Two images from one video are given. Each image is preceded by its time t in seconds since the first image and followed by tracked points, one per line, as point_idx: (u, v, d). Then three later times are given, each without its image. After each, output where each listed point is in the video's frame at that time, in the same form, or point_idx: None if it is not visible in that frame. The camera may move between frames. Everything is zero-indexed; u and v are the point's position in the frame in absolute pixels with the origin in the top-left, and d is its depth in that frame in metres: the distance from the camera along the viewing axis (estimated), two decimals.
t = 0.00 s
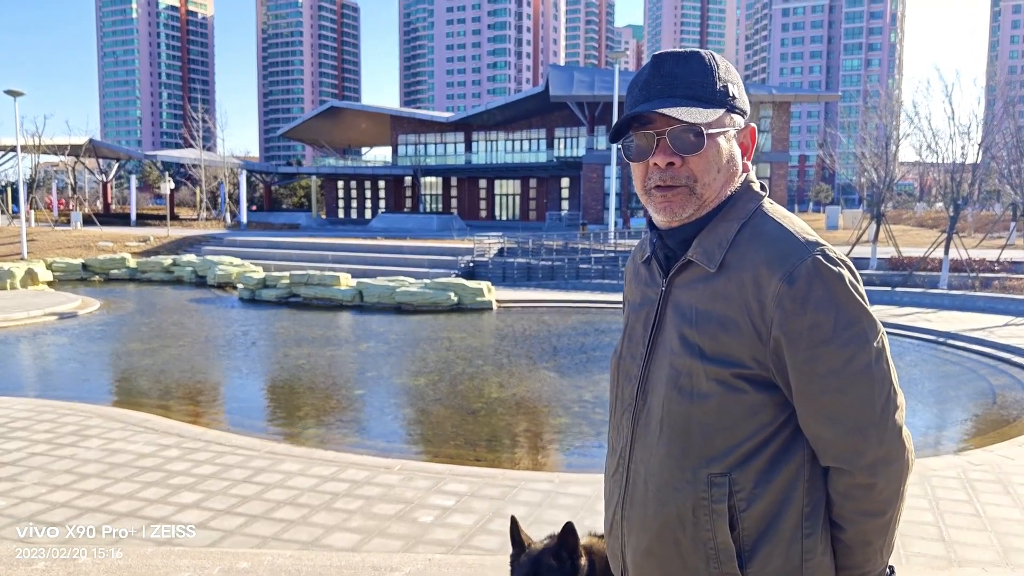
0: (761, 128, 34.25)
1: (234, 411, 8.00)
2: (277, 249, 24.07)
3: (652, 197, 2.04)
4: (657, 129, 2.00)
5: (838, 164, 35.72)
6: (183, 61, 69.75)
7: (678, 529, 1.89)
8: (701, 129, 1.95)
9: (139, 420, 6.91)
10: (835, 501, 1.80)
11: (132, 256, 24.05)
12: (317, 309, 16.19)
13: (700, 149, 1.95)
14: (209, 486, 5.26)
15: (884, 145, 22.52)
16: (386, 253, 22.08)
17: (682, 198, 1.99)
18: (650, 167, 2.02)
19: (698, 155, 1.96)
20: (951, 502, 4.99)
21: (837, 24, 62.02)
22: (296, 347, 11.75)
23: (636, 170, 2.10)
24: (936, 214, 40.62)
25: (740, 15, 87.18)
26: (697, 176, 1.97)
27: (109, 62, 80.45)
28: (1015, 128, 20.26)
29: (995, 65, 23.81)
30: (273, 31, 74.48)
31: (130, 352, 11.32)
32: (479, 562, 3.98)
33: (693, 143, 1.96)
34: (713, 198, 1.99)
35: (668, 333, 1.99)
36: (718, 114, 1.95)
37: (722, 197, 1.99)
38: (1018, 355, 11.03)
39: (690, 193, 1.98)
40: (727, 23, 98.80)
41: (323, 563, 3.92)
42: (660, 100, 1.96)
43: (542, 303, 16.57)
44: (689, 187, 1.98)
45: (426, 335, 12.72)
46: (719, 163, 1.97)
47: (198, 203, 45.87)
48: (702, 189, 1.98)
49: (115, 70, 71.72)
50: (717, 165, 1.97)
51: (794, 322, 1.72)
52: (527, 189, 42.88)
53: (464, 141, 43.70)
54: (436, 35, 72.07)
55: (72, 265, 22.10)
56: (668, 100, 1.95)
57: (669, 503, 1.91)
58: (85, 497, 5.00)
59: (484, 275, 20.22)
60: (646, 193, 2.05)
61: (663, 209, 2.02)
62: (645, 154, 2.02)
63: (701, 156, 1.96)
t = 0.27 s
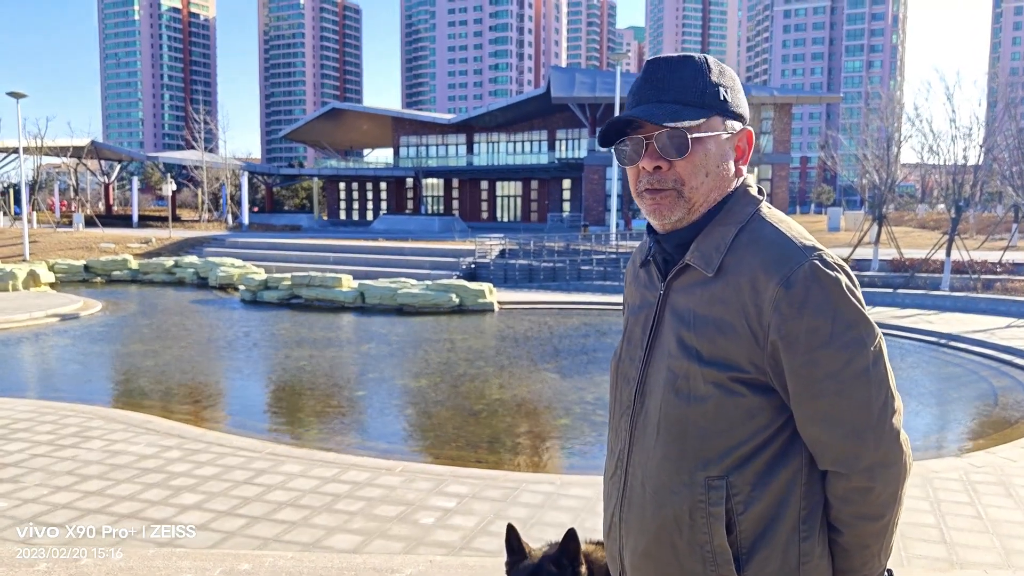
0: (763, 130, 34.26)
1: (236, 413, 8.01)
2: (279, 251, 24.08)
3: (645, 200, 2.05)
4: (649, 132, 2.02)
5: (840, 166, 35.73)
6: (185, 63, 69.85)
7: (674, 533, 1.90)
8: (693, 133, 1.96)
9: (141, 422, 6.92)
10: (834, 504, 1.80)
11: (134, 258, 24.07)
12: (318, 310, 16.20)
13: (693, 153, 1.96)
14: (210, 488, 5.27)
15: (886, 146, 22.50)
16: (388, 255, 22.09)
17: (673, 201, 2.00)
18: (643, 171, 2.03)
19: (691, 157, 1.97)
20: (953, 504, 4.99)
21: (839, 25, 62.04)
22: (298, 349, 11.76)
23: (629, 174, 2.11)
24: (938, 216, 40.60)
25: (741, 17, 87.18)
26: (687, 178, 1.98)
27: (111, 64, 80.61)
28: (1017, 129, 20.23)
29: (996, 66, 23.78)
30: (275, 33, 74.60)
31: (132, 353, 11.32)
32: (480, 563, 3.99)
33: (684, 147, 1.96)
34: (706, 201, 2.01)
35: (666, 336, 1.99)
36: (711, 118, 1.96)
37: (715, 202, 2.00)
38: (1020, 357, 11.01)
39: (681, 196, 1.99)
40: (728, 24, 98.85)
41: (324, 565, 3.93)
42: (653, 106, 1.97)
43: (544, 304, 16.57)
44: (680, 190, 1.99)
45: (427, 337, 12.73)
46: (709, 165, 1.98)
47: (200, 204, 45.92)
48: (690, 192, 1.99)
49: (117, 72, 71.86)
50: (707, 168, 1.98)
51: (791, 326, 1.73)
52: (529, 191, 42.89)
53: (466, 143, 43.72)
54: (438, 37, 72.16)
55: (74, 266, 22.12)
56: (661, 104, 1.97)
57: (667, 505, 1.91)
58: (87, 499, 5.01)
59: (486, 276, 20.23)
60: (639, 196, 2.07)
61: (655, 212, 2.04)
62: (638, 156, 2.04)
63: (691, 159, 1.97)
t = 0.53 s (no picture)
0: (766, 130, 34.20)
1: (239, 412, 8.02)
2: (283, 251, 24.11)
3: (640, 198, 2.06)
4: (644, 130, 2.03)
5: (843, 165, 35.69)
6: (189, 64, 69.96)
7: (675, 529, 1.89)
8: (688, 132, 1.96)
9: (145, 422, 6.94)
10: (834, 501, 1.80)
11: (137, 258, 24.11)
12: (321, 310, 16.22)
13: (690, 151, 1.96)
14: (214, 487, 5.28)
15: (889, 146, 22.45)
16: (391, 255, 22.11)
17: (667, 198, 2.01)
18: (639, 169, 2.04)
19: (688, 156, 1.97)
20: (957, 504, 4.98)
21: (842, 25, 61.96)
22: (301, 348, 11.78)
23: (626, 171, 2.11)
24: (942, 215, 40.52)
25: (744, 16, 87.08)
26: (683, 177, 1.99)
27: (115, 64, 80.75)
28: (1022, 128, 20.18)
29: (1000, 66, 23.72)
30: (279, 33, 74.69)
31: (136, 353, 11.35)
32: (484, 563, 3.99)
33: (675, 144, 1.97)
34: (704, 199, 2.01)
35: (667, 334, 1.99)
36: (707, 115, 1.96)
37: (712, 201, 2.00)
38: None
39: (671, 194, 2.00)
40: (732, 23, 98.74)
41: (328, 564, 3.93)
42: (651, 105, 1.97)
43: (547, 304, 16.57)
44: (675, 188, 2.00)
45: (431, 337, 12.73)
46: (703, 163, 1.98)
47: (203, 205, 46.00)
48: (682, 189, 2.00)
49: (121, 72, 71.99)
50: (700, 166, 1.98)
51: (789, 324, 1.73)
52: (532, 191, 42.90)
53: (469, 143, 43.75)
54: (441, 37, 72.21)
55: (78, 266, 22.17)
56: (657, 102, 1.98)
57: (667, 503, 1.91)
58: (91, 498, 5.02)
59: (489, 276, 20.24)
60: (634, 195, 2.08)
61: (651, 208, 2.05)
62: (636, 154, 2.04)
63: (684, 155, 1.97)
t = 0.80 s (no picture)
0: (771, 128, 34.12)
1: (244, 410, 8.04)
2: (287, 250, 24.16)
3: (639, 194, 2.07)
4: (640, 131, 2.03)
5: (848, 164, 35.60)
6: (193, 62, 70.07)
7: (673, 525, 1.89)
8: (682, 131, 1.96)
9: (150, 420, 6.95)
10: (830, 498, 1.80)
11: (143, 257, 24.19)
12: (326, 309, 16.26)
13: (688, 150, 1.96)
14: (219, 486, 5.30)
15: (894, 145, 22.38)
16: (395, 253, 22.13)
17: (664, 198, 2.02)
18: (636, 169, 2.05)
19: (685, 155, 1.97)
20: (963, 503, 4.97)
21: (847, 23, 61.77)
22: (306, 347, 11.80)
23: (625, 170, 2.11)
24: (947, 214, 40.34)
25: (749, 15, 86.84)
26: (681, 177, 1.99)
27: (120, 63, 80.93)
28: None
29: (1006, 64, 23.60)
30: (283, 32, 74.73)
31: (141, 351, 11.38)
32: (489, 561, 4.00)
33: (672, 144, 1.97)
34: (703, 198, 2.01)
35: (665, 332, 1.99)
36: (702, 114, 1.96)
37: (711, 198, 2.01)
38: None
39: (669, 192, 2.01)
40: (736, 22, 98.50)
41: (333, 562, 3.94)
42: (645, 109, 1.97)
43: (551, 303, 16.56)
44: (672, 187, 2.00)
45: (435, 335, 12.74)
46: (699, 162, 1.98)
47: (208, 203, 46.11)
48: (680, 187, 2.00)
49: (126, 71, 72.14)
50: (695, 165, 1.98)
51: (783, 321, 1.73)
52: (536, 189, 42.88)
53: (473, 141, 43.75)
54: (445, 35, 72.22)
55: (83, 265, 22.24)
56: (654, 102, 1.98)
57: (665, 500, 1.91)
58: (97, 496, 5.04)
59: (493, 274, 20.25)
60: (633, 192, 2.08)
61: (648, 207, 2.06)
62: (632, 154, 2.04)
63: (678, 154, 1.97)
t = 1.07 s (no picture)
0: (777, 126, 34.01)
1: (249, 408, 8.06)
2: (292, 247, 24.21)
3: (639, 194, 2.07)
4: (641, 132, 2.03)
5: (854, 162, 35.48)
6: (199, 60, 70.21)
7: (673, 524, 1.89)
8: (684, 130, 1.95)
9: (156, 417, 6.98)
10: (829, 497, 1.80)
11: (148, 254, 24.26)
12: (331, 307, 16.28)
13: (690, 150, 1.96)
14: (225, 483, 5.31)
15: (901, 143, 22.27)
16: (401, 251, 22.14)
17: (667, 198, 2.02)
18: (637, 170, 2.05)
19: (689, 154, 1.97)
20: (969, 502, 4.96)
21: (854, 21, 61.53)
22: (311, 345, 11.82)
23: (625, 170, 2.11)
24: (954, 213, 40.17)
25: (755, 12, 86.57)
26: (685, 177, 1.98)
27: (126, 61, 81.15)
28: None
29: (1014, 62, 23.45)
30: (288, 30, 74.81)
31: (147, 349, 11.41)
32: (493, 559, 4.00)
33: (674, 143, 1.96)
34: (704, 197, 2.01)
35: (666, 331, 1.99)
36: (703, 113, 1.95)
37: (713, 196, 2.00)
38: None
39: (669, 192, 2.01)
40: (742, 19, 98.20)
41: (338, 559, 3.95)
42: (646, 109, 1.97)
43: (556, 301, 16.54)
44: (673, 186, 2.00)
45: (440, 334, 12.73)
46: (701, 161, 1.97)
47: (214, 201, 46.23)
48: (680, 187, 2.00)
49: (132, 69, 72.34)
50: (694, 165, 1.97)
51: (781, 319, 1.72)
52: (541, 187, 42.85)
53: (478, 139, 43.72)
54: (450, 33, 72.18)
55: (89, 262, 22.31)
56: (655, 101, 1.97)
57: (665, 499, 1.91)
58: (103, 493, 5.07)
59: (498, 273, 20.24)
60: (635, 191, 2.08)
61: (649, 206, 2.06)
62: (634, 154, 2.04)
63: (677, 154, 1.97)
